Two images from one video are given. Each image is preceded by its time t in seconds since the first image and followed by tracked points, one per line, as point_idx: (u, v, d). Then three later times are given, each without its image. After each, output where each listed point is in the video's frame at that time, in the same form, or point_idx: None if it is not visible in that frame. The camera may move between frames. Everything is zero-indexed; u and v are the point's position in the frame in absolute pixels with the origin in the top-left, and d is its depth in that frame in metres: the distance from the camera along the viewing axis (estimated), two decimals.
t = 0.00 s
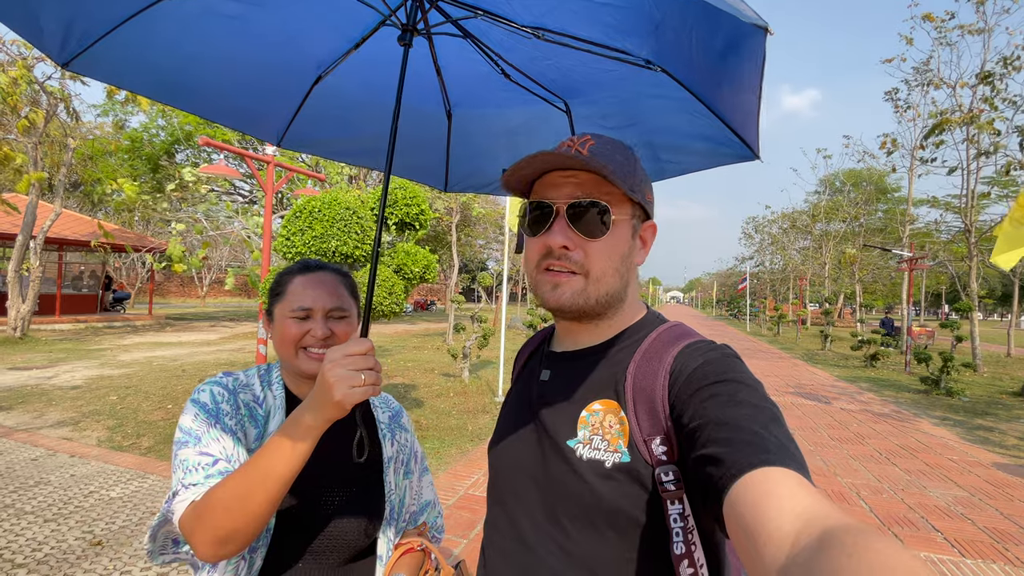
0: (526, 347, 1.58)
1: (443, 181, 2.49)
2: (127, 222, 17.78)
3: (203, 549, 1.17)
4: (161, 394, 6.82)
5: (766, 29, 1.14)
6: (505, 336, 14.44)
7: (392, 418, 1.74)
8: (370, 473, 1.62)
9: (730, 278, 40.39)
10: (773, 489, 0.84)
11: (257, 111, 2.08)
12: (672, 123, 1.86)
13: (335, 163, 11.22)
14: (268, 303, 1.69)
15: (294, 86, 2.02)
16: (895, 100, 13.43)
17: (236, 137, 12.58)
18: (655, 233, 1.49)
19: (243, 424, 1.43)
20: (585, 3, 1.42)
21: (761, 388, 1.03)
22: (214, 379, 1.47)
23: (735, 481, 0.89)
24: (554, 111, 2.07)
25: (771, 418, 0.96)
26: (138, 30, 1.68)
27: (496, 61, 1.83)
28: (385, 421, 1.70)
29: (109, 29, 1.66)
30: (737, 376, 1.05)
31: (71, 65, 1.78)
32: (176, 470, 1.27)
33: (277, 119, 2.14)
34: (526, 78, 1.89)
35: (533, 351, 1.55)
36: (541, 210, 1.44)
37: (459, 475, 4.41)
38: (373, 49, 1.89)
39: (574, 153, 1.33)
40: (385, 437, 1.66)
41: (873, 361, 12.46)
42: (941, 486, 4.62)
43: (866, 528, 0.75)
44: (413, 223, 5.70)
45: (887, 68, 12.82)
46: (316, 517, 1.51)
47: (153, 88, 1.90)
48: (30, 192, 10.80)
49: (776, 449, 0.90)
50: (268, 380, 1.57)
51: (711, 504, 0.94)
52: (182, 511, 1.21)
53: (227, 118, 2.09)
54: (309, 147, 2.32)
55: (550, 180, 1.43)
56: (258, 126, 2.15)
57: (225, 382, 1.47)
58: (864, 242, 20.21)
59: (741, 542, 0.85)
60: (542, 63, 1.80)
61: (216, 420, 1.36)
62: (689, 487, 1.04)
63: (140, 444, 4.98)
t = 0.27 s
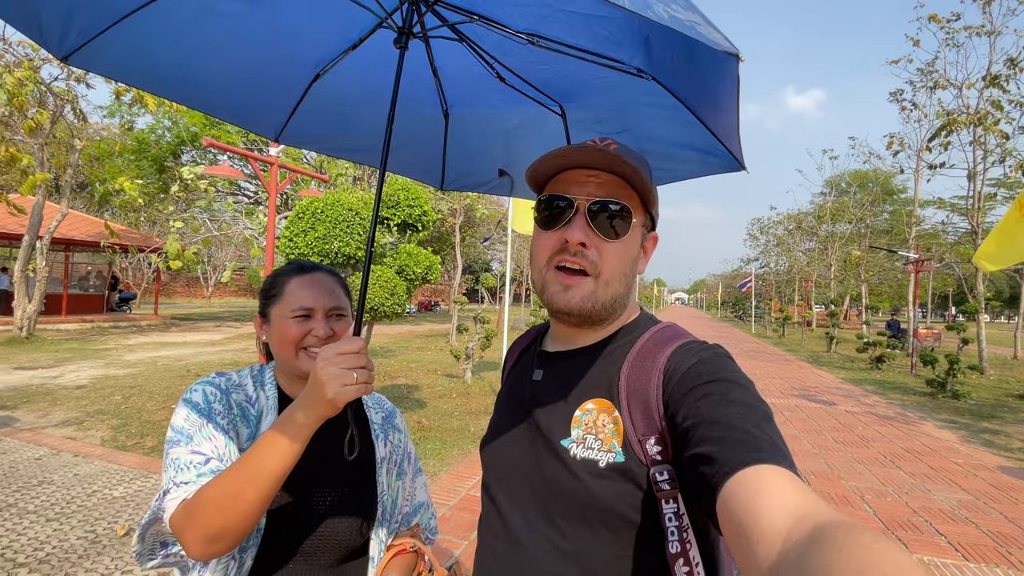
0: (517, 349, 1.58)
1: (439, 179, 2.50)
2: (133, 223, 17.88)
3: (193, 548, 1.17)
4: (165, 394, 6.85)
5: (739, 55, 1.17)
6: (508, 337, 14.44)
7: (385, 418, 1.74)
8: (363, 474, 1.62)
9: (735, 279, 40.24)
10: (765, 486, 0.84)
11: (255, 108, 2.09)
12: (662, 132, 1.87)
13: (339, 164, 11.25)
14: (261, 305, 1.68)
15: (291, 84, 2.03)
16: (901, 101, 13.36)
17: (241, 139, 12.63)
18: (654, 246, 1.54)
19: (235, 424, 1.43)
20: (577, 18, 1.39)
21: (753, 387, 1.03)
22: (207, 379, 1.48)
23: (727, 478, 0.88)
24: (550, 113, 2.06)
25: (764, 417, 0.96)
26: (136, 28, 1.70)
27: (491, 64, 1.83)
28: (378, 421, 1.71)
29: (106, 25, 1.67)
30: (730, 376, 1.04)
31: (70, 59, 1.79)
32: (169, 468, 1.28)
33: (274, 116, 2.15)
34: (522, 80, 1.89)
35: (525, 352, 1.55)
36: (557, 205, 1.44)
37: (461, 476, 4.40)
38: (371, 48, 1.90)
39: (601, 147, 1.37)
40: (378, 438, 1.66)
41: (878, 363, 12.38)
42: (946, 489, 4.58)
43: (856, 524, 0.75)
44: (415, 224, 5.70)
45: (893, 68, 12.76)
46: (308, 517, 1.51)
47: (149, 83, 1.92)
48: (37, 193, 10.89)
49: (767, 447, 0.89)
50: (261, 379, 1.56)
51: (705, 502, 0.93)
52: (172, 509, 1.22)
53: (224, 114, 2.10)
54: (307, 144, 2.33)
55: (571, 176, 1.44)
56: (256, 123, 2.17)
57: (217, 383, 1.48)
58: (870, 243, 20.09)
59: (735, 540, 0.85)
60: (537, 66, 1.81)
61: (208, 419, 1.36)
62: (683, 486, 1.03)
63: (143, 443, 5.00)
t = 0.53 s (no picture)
0: (508, 350, 1.57)
1: (443, 178, 2.47)
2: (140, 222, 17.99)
3: (194, 550, 1.17)
4: (171, 393, 6.88)
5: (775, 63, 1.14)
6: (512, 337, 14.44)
7: (385, 419, 1.74)
8: (363, 474, 1.62)
9: (740, 279, 40.07)
10: (764, 488, 0.83)
11: (259, 104, 2.10)
12: (674, 136, 1.86)
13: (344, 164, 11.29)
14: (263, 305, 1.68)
15: (295, 80, 2.03)
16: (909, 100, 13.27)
17: (247, 139, 12.69)
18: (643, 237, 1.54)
19: (236, 423, 1.43)
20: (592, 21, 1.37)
21: (749, 386, 1.02)
22: (207, 378, 1.48)
23: (728, 481, 0.87)
24: (557, 113, 2.07)
25: (761, 417, 0.95)
26: (139, 21, 1.70)
27: (501, 64, 1.83)
28: (378, 422, 1.71)
29: (109, 19, 1.67)
30: (726, 377, 1.04)
31: (72, 54, 1.79)
32: (169, 467, 1.28)
33: (276, 111, 2.14)
34: (531, 81, 1.89)
35: (517, 354, 1.54)
36: (542, 209, 1.42)
37: (464, 476, 4.40)
38: (379, 46, 1.92)
39: (581, 149, 1.35)
40: (378, 438, 1.66)
41: (886, 365, 12.30)
42: (953, 492, 4.54)
43: (858, 525, 0.74)
44: (419, 224, 5.70)
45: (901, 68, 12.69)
46: (308, 518, 1.51)
47: (151, 80, 1.91)
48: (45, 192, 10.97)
49: (766, 448, 0.89)
50: (261, 379, 1.57)
51: (707, 506, 0.93)
52: (174, 510, 1.22)
53: (227, 108, 2.10)
54: (310, 141, 2.32)
55: (554, 181, 1.41)
56: (258, 119, 2.16)
57: (218, 382, 1.48)
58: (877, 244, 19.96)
59: (737, 544, 0.84)
60: (548, 67, 1.80)
61: (209, 419, 1.36)
62: (686, 489, 1.02)
63: (149, 442, 5.03)
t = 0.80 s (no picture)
0: (506, 347, 1.56)
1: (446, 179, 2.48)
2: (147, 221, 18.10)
3: (195, 548, 1.17)
4: (177, 391, 6.92)
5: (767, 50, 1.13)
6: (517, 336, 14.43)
7: (390, 417, 1.75)
8: (366, 472, 1.63)
9: (746, 279, 39.91)
10: (769, 484, 0.82)
11: (262, 105, 2.10)
12: (678, 130, 1.84)
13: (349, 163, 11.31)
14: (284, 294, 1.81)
15: (298, 80, 2.03)
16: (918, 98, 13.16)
17: (252, 138, 12.74)
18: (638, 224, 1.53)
19: (239, 421, 1.43)
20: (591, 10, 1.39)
21: (751, 381, 1.01)
22: (212, 375, 1.49)
23: (731, 477, 0.87)
24: (559, 112, 2.05)
25: (764, 411, 0.94)
26: (144, 21, 1.71)
27: (500, 60, 1.82)
28: (382, 420, 1.71)
29: (114, 19, 1.67)
30: (727, 371, 1.03)
31: (75, 54, 1.79)
32: (170, 465, 1.28)
33: (280, 111, 2.14)
34: (532, 78, 1.88)
35: (515, 351, 1.53)
36: (532, 206, 1.41)
37: (468, 474, 4.40)
38: (378, 45, 1.91)
39: (565, 144, 1.35)
40: (381, 437, 1.67)
41: (893, 365, 12.22)
42: (961, 493, 4.50)
43: (865, 520, 0.74)
44: (423, 223, 5.70)
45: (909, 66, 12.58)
46: (310, 516, 1.51)
47: (155, 80, 1.92)
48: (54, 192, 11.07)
49: (770, 443, 0.88)
50: (265, 376, 1.57)
51: (711, 501, 0.92)
52: (175, 506, 1.22)
53: (230, 109, 2.10)
54: (314, 141, 2.33)
55: (542, 178, 1.41)
56: (261, 120, 2.17)
57: (223, 378, 1.48)
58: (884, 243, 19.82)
59: (741, 540, 0.83)
60: (549, 64, 1.80)
61: (212, 416, 1.36)
62: (690, 484, 1.01)
63: (155, 439, 5.05)
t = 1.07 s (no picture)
0: (508, 348, 1.56)
1: (440, 182, 2.48)
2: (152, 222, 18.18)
3: (186, 548, 1.18)
4: (182, 391, 6.96)
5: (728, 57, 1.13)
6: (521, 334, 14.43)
7: (388, 420, 1.74)
8: (362, 476, 1.64)
9: (751, 276, 39.77)
10: (767, 485, 0.82)
11: (257, 111, 2.10)
12: (665, 133, 1.85)
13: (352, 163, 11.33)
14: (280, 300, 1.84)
15: (292, 85, 2.03)
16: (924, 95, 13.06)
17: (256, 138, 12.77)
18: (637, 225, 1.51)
19: (235, 422, 1.44)
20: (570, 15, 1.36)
21: (748, 382, 1.01)
22: (211, 377, 1.50)
23: (728, 478, 0.86)
24: (549, 116, 2.05)
25: (761, 411, 0.94)
26: (139, 28, 1.71)
27: (489, 65, 1.82)
28: (381, 423, 1.71)
29: (113, 26, 1.69)
30: (723, 371, 1.03)
31: (74, 61, 1.81)
32: (165, 465, 1.29)
33: (277, 116, 2.15)
34: (522, 83, 1.87)
35: (515, 351, 1.53)
36: (529, 205, 1.42)
37: (471, 474, 4.39)
38: (370, 51, 1.91)
39: (565, 142, 1.35)
40: (378, 440, 1.67)
41: (899, 363, 12.13)
42: (968, 493, 4.46)
43: (863, 520, 0.73)
44: (425, 223, 5.70)
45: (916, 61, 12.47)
46: (306, 518, 1.53)
47: (153, 86, 1.93)
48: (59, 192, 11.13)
49: (767, 443, 0.87)
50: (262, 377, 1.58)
51: (707, 502, 0.91)
52: (168, 506, 1.23)
53: (227, 116, 2.10)
54: (311, 147, 2.32)
55: (538, 177, 1.41)
56: (258, 126, 2.17)
57: (221, 381, 1.49)
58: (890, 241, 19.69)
59: (738, 541, 0.83)
60: (538, 71, 1.79)
61: (209, 417, 1.37)
62: (686, 485, 1.00)
63: (160, 439, 5.08)
